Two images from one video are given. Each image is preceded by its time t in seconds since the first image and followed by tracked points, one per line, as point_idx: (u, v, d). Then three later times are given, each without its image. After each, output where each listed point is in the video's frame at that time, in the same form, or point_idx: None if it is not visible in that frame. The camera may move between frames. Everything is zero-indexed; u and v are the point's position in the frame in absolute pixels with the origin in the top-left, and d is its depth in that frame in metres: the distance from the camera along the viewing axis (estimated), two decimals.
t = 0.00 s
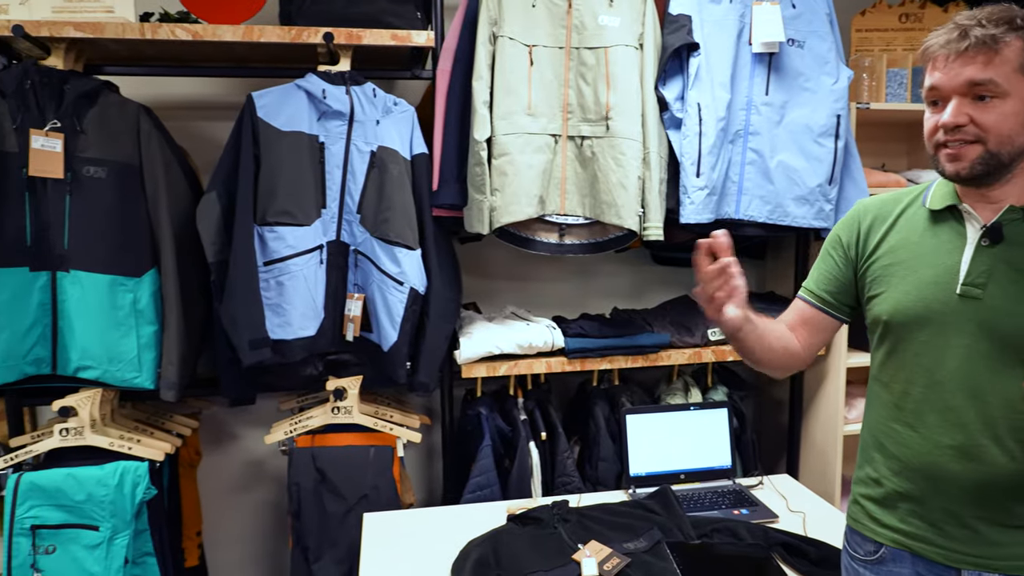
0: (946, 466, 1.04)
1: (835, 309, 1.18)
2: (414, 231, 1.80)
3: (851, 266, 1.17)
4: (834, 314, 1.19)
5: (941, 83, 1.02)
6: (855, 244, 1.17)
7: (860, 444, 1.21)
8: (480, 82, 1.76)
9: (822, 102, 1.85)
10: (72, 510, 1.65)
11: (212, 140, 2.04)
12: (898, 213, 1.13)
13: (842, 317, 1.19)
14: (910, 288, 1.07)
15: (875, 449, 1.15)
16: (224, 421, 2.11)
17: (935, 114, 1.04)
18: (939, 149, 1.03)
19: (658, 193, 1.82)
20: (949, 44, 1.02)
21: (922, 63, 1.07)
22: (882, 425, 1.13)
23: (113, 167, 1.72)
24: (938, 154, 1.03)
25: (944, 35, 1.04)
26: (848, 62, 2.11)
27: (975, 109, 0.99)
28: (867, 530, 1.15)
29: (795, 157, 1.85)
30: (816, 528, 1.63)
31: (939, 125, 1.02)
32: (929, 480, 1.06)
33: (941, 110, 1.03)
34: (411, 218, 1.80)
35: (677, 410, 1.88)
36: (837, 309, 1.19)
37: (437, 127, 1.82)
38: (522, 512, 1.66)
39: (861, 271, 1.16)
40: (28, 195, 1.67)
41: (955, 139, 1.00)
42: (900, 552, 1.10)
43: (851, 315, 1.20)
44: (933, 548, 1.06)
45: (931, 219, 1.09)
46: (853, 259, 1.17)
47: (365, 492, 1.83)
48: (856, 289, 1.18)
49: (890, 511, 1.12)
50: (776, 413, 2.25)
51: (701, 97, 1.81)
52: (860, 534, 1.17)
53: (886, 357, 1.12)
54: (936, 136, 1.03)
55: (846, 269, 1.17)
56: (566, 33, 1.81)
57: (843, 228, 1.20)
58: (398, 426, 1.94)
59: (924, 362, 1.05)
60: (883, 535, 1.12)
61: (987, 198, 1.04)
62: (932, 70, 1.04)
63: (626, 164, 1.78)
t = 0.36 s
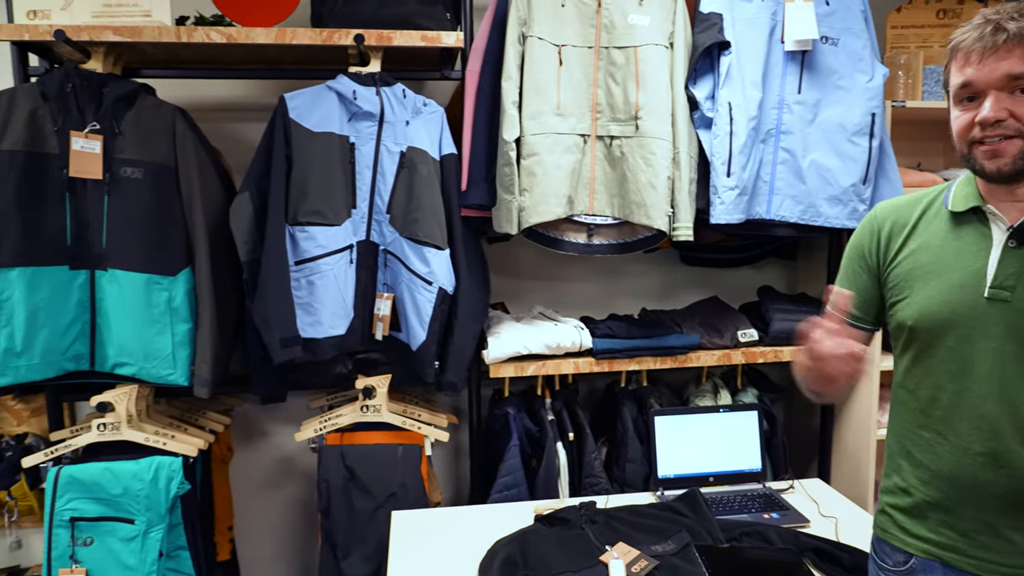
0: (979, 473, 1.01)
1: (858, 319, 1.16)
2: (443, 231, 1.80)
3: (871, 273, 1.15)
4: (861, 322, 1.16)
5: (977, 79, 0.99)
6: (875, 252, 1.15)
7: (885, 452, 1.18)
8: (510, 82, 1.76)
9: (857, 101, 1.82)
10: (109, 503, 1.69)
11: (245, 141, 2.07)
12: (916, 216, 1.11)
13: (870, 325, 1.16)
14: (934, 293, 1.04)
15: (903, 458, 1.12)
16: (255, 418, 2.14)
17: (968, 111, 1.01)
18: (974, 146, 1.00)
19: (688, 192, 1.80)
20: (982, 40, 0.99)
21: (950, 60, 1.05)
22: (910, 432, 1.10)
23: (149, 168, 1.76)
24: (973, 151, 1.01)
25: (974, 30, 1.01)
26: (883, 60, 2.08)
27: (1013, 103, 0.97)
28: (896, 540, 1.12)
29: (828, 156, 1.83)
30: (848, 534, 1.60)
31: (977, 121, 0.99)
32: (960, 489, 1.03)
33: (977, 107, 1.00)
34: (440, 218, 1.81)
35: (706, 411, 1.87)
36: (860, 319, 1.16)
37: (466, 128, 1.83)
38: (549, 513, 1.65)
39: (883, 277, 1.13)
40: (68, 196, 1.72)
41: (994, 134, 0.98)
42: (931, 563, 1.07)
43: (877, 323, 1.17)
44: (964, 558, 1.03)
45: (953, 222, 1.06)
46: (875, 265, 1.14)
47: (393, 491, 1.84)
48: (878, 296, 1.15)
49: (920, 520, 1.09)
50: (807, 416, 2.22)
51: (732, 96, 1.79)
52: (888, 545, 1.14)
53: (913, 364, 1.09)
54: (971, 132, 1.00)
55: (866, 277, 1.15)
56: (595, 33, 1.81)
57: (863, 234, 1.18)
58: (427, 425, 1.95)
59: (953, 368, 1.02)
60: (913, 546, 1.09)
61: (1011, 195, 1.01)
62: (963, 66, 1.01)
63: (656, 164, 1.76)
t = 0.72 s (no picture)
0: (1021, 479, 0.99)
1: (894, 327, 1.12)
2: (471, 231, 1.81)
3: (904, 281, 1.11)
4: (896, 331, 1.12)
5: (1016, 72, 0.97)
6: (908, 258, 1.10)
7: (921, 458, 1.16)
8: (538, 82, 1.76)
9: (891, 99, 1.79)
10: (142, 497, 1.72)
11: (277, 141, 2.10)
12: (949, 221, 1.07)
13: (906, 334, 1.12)
14: (971, 299, 1.01)
15: (939, 464, 1.10)
16: (285, 415, 2.17)
17: (1007, 105, 0.98)
18: (1014, 140, 0.97)
19: (717, 193, 1.78)
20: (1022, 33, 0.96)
21: (988, 54, 1.02)
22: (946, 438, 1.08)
23: (183, 168, 1.79)
24: (1012, 145, 0.98)
25: (1014, 23, 0.98)
26: (919, 57, 2.04)
27: None
28: (933, 549, 1.10)
29: (861, 156, 1.80)
30: (881, 540, 1.58)
31: (1016, 114, 0.96)
32: (1001, 496, 1.01)
33: (1016, 100, 0.97)
34: (468, 218, 1.81)
35: (735, 414, 1.85)
36: (896, 328, 1.12)
37: (494, 128, 1.83)
38: (576, 514, 1.65)
39: (917, 284, 1.09)
40: (105, 196, 1.76)
41: None
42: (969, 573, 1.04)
43: (915, 329, 1.12)
44: (1005, 569, 1.00)
45: (989, 226, 1.02)
46: (909, 271, 1.10)
47: (420, 489, 1.85)
48: (911, 303, 1.11)
49: (958, 529, 1.06)
50: (838, 420, 2.19)
51: (762, 95, 1.77)
52: (924, 554, 1.12)
53: (950, 369, 1.07)
54: (1010, 126, 0.97)
55: (899, 285, 1.11)
56: (624, 32, 1.80)
57: (896, 239, 1.13)
58: (454, 424, 1.96)
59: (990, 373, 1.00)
60: (951, 554, 1.06)
61: None
62: (1001, 60, 0.99)
63: (684, 164, 1.75)
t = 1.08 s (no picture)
0: None
1: (930, 328, 1.11)
2: (495, 231, 1.81)
3: (939, 281, 1.09)
4: (931, 330, 1.11)
5: None
6: (943, 258, 1.08)
7: (954, 464, 1.13)
8: (563, 82, 1.76)
9: (922, 97, 1.76)
10: (171, 493, 1.75)
11: (303, 142, 2.12)
12: (986, 220, 1.04)
13: (943, 334, 1.10)
14: (1005, 299, 0.99)
15: (971, 469, 1.07)
16: (310, 413, 2.19)
17: None
18: None
19: (743, 193, 1.76)
20: None
21: None
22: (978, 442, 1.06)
23: (212, 169, 1.81)
24: None
25: None
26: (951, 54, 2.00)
27: None
28: (964, 557, 1.07)
29: (891, 155, 1.77)
30: (910, 546, 1.55)
31: None
32: None
33: None
34: (493, 218, 1.81)
35: (761, 416, 1.83)
36: (931, 327, 1.11)
37: (518, 128, 1.83)
38: (599, 515, 1.65)
39: (952, 284, 1.07)
40: (137, 197, 1.79)
41: None
42: None
43: (953, 330, 1.10)
44: None
45: None
46: (944, 271, 1.08)
47: (443, 488, 1.86)
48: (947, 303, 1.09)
49: (991, 537, 1.04)
50: (867, 423, 2.16)
51: (790, 94, 1.75)
52: (955, 561, 1.09)
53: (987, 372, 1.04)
54: None
55: (934, 285, 1.10)
56: (650, 32, 1.79)
57: (933, 239, 1.12)
58: (477, 423, 1.96)
59: None
60: (983, 562, 1.04)
61: None
62: None
63: (710, 163, 1.74)
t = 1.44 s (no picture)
0: None
1: (950, 314, 1.10)
2: (521, 231, 1.81)
3: (974, 274, 1.07)
4: (954, 320, 1.10)
5: None
6: (981, 250, 1.06)
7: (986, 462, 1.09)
8: (589, 82, 1.75)
9: (956, 95, 1.72)
10: (201, 488, 1.78)
11: (332, 142, 2.15)
12: None
13: (964, 323, 1.10)
14: None
15: (1002, 470, 1.05)
16: (337, 411, 2.21)
17: None
18: None
19: (772, 192, 1.74)
20: None
21: None
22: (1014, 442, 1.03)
23: (242, 169, 1.84)
24: None
25: None
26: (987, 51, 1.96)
27: None
28: (989, 558, 1.06)
29: (924, 153, 1.74)
30: (943, 552, 1.52)
31: None
32: None
33: None
34: (518, 218, 1.82)
35: (789, 418, 1.80)
36: (955, 317, 1.10)
37: (545, 128, 1.83)
38: (624, 516, 1.64)
39: (986, 277, 1.05)
40: (168, 196, 1.82)
41: None
42: None
43: (975, 321, 1.10)
44: None
45: None
46: (979, 264, 1.06)
47: (468, 487, 1.86)
48: (978, 295, 1.08)
49: (1019, 540, 1.02)
50: (898, 426, 2.12)
51: (821, 92, 1.72)
52: (981, 562, 1.08)
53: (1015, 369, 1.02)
54: None
55: (967, 277, 1.08)
56: (677, 30, 1.78)
57: (973, 231, 1.09)
58: (502, 422, 1.96)
59: None
60: (1008, 565, 1.02)
61: None
62: None
63: (738, 162, 1.72)
